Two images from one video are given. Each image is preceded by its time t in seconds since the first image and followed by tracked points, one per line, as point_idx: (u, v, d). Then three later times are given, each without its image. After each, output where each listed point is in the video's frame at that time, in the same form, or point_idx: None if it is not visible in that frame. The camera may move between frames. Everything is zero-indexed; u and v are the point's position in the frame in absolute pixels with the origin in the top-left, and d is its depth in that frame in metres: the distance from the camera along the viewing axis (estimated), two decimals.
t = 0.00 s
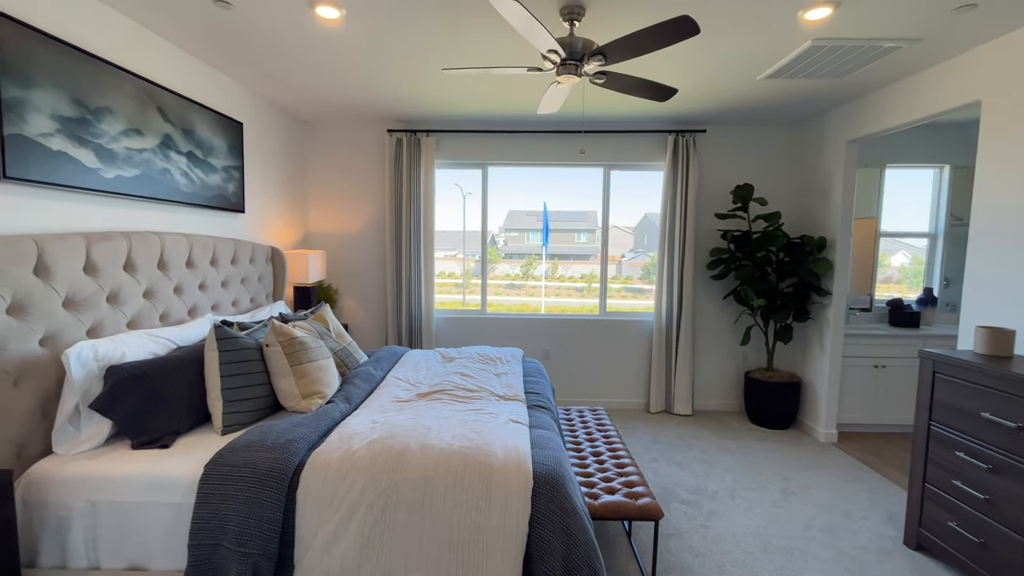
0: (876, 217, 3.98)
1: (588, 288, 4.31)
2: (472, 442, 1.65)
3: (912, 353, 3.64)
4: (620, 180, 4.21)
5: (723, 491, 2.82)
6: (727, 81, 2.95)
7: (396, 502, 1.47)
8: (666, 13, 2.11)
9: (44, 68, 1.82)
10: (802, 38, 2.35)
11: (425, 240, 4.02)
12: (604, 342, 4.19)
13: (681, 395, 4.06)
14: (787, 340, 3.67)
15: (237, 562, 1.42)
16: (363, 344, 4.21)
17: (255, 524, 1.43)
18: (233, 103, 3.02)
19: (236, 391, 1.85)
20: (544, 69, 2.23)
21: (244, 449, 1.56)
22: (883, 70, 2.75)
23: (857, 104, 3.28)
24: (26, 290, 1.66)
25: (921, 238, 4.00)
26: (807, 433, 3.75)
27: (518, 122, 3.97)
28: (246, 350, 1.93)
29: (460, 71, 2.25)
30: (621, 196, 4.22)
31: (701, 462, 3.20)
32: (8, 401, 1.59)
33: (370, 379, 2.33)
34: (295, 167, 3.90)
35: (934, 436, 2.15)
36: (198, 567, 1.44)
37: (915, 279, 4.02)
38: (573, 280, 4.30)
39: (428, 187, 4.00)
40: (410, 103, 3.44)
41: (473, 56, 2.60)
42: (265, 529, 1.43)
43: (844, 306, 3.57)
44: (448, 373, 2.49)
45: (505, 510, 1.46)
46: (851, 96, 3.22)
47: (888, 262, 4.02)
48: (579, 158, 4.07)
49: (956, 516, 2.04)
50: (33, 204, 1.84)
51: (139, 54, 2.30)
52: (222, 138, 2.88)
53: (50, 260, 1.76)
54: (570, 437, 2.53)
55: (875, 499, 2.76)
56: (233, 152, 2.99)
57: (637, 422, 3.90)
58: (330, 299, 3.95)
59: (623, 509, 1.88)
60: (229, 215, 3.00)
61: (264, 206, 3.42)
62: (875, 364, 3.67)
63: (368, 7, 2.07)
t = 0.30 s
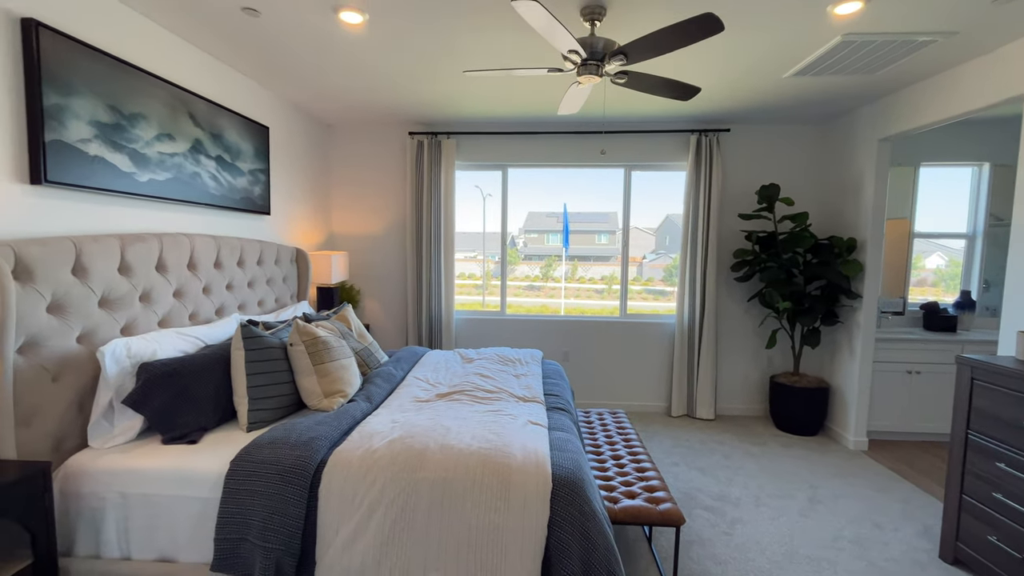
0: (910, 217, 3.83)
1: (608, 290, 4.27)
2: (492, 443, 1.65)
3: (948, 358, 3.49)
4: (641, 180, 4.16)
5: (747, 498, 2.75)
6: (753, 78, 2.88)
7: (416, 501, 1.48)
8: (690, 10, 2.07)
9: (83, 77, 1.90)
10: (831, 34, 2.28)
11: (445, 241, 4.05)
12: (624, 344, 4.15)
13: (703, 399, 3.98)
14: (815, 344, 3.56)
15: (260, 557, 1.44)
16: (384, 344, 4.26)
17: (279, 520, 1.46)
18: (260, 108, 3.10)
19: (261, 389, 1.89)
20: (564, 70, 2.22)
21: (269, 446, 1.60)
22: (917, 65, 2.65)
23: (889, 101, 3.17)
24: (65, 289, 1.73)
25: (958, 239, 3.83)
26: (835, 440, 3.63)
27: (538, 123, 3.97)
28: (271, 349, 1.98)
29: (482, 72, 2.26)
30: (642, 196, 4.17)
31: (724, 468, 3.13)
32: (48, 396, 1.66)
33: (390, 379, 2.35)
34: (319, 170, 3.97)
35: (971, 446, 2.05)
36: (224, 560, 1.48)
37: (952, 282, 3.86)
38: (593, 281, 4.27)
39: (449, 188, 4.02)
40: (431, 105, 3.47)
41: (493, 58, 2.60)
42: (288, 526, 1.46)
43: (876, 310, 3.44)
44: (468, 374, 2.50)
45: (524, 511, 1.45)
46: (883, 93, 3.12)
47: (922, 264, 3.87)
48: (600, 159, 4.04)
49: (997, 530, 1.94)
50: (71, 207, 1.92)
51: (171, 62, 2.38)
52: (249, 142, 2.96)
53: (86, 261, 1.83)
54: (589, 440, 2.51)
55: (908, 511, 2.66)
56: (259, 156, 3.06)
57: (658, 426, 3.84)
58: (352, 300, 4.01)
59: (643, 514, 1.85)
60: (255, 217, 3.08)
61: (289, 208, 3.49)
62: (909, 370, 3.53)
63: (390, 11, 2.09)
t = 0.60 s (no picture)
0: (945, 217, 3.69)
1: (628, 292, 4.22)
2: (509, 444, 1.64)
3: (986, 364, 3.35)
4: (662, 180, 4.10)
5: (771, 506, 2.68)
6: (778, 75, 2.81)
7: (434, 501, 1.48)
8: (713, 7, 2.03)
9: (115, 84, 1.97)
10: (861, 28, 2.21)
11: (463, 242, 4.06)
12: (644, 347, 4.09)
13: (725, 403, 3.90)
14: (843, 348, 3.45)
15: (282, 553, 1.47)
16: (403, 344, 4.30)
17: (300, 517, 1.48)
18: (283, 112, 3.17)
19: (284, 388, 1.93)
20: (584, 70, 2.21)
21: (291, 443, 1.62)
22: (953, 60, 2.54)
23: (922, 97, 3.06)
24: (99, 289, 1.80)
25: (997, 240, 3.66)
26: (864, 448, 3.51)
27: (557, 124, 3.95)
28: (293, 348, 2.01)
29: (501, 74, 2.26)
30: (663, 197, 4.11)
31: (747, 474, 3.06)
32: (81, 391, 1.72)
33: (409, 379, 2.37)
34: (341, 172, 4.04)
35: (1011, 456, 1.96)
36: (246, 555, 1.51)
37: (989, 284, 3.70)
38: (612, 283, 4.23)
39: (468, 190, 4.04)
40: (450, 107, 3.49)
41: (512, 59, 2.60)
42: (309, 523, 1.48)
43: (907, 313, 3.32)
44: (486, 375, 2.50)
45: (542, 514, 1.44)
46: (916, 88, 3.01)
47: (957, 266, 3.71)
48: (620, 159, 4.00)
49: None
50: (104, 209, 1.99)
51: (198, 68, 2.45)
52: (273, 145, 3.02)
53: (118, 261, 1.89)
54: (609, 443, 2.48)
55: (943, 522, 2.55)
56: (283, 158, 3.12)
57: (678, 429, 3.78)
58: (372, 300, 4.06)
59: (664, 519, 1.82)
60: (278, 219, 3.14)
61: (311, 210, 3.56)
62: (943, 376, 3.40)
63: (410, 14, 2.11)
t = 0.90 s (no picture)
0: (979, 218, 3.54)
1: (646, 293, 4.17)
2: (526, 446, 1.63)
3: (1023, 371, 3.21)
4: (681, 181, 4.04)
5: (794, 513, 2.61)
6: (802, 72, 2.75)
7: (451, 502, 1.48)
8: (736, 3, 1.99)
9: (144, 89, 2.03)
10: (891, 22, 2.13)
11: (481, 244, 4.07)
12: (662, 349, 4.04)
13: (746, 407, 3.82)
14: (870, 352, 3.35)
15: (301, 550, 1.48)
16: (420, 344, 4.33)
17: (318, 514, 1.50)
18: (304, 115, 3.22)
19: (304, 386, 1.96)
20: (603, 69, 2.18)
21: (310, 442, 1.64)
22: (989, 53, 2.44)
23: (955, 93, 2.95)
24: (127, 289, 1.85)
25: None
26: (893, 455, 3.39)
27: (575, 124, 3.93)
28: (313, 347, 2.04)
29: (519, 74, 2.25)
30: (682, 197, 4.05)
31: (769, 480, 2.99)
32: (110, 388, 1.77)
33: (426, 379, 2.38)
34: (360, 174, 4.09)
35: None
36: (266, 551, 1.53)
37: None
38: (630, 284, 4.18)
39: (485, 191, 4.04)
40: (468, 109, 3.50)
41: (530, 60, 2.60)
42: (327, 520, 1.49)
43: (939, 316, 3.21)
44: (503, 376, 2.49)
45: (559, 517, 1.43)
46: (948, 84, 2.90)
47: (992, 268, 3.57)
48: (639, 159, 3.95)
49: None
50: (132, 211, 2.05)
51: (223, 73, 2.51)
52: (295, 148, 3.07)
53: (146, 262, 1.94)
54: (626, 446, 2.45)
55: (978, 535, 2.44)
56: (303, 161, 3.18)
57: (698, 434, 3.71)
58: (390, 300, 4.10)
59: (683, 525, 1.78)
60: (299, 220, 3.20)
61: (331, 211, 3.61)
62: (976, 382, 3.28)
63: (428, 17, 2.13)
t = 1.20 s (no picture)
0: (1010, 217, 3.42)
1: (661, 294, 4.12)
2: (541, 447, 1.62)
3: None
4: (698, 181, 3.99)
5: (815, 520, 2.55)
6: (824, 69, 2.69)
7: (465, 502, 1.48)
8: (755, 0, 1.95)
9: (167, 93, 2.07)
10: (917, 17, 2.07)
11: (495, 244, 4.08)
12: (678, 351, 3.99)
13: (764, 411, 3.75)
14: (894, 356, 3.26)
15: (317, 547, 1.49)
16: (434, 344, 4.35)
17: (334, 513, 1.51)
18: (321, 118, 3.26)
19: (320, 385, 1.98)
20: (619, 69, 2.17)
21: (326, 440, 1.66)
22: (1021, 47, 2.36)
23: (985, 88, 2.85)
24: (149, 288, 1.89)
25: None
26: (918, 462, 3.30)
27: (590, 124, 3.91)
28: (329, 347, 2.06)
29: (534, 75, 2.24)
30: (699, 197, 3.99)
31: (788, 485, 2.93)
32: (134, 385, 1.81)
33: (441, 379, 2.38)
34: (375, 175, 4.12)
35: None
36: (283, 548, 1.54)
37: None
38: (645, 285, 4.14)
39: (499, 192, 4.05)
40: (483, 110, 3.51)
41: (545, 61, 2.59)
42: (343, 519, 1.50)
43: (967, 319, 3.10)
44: (517, 377, 2.49)
45: (574, 519, 1.41)
46: (977, 80, 2.81)
47: None
48: (654, 159, 3.91)
49: None
50: (155, 213, 2.09)
51: (242, 76, 2.56)
52: (312, 150, 3.12)
53: (168, 262, 1.99)
54: (641, 448, 2.42)
55: (1008, 545, 2.36)
56: (321, 162, 3.22)
57: (714, 437, 3.66)
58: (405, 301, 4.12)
59: (699, 530, 1.75)
60: (316, 221, 3.24)
61: (347, 212, 3.65)
62: (1006, 387, 3.17)
63: (443, 19, 2.14)
